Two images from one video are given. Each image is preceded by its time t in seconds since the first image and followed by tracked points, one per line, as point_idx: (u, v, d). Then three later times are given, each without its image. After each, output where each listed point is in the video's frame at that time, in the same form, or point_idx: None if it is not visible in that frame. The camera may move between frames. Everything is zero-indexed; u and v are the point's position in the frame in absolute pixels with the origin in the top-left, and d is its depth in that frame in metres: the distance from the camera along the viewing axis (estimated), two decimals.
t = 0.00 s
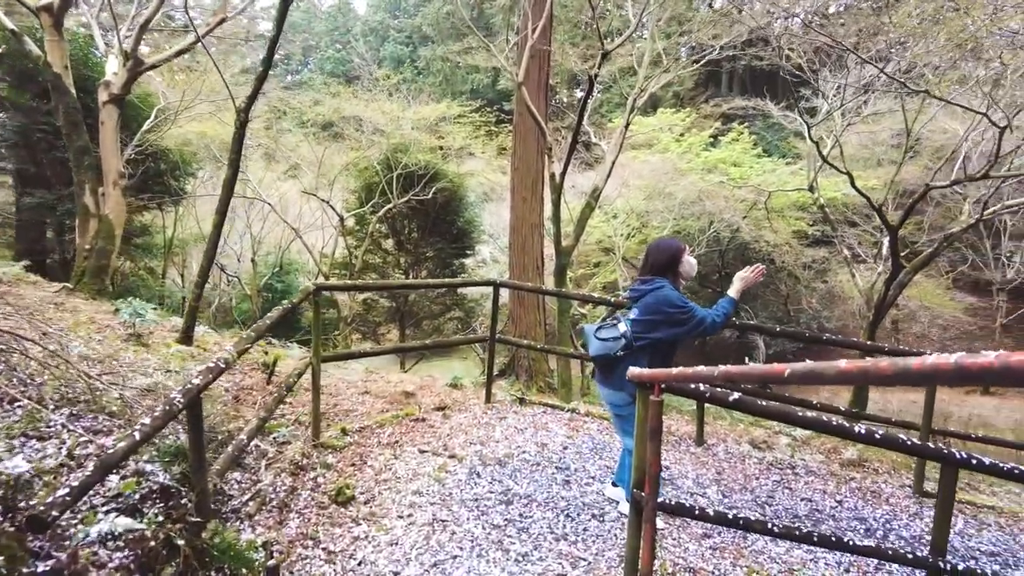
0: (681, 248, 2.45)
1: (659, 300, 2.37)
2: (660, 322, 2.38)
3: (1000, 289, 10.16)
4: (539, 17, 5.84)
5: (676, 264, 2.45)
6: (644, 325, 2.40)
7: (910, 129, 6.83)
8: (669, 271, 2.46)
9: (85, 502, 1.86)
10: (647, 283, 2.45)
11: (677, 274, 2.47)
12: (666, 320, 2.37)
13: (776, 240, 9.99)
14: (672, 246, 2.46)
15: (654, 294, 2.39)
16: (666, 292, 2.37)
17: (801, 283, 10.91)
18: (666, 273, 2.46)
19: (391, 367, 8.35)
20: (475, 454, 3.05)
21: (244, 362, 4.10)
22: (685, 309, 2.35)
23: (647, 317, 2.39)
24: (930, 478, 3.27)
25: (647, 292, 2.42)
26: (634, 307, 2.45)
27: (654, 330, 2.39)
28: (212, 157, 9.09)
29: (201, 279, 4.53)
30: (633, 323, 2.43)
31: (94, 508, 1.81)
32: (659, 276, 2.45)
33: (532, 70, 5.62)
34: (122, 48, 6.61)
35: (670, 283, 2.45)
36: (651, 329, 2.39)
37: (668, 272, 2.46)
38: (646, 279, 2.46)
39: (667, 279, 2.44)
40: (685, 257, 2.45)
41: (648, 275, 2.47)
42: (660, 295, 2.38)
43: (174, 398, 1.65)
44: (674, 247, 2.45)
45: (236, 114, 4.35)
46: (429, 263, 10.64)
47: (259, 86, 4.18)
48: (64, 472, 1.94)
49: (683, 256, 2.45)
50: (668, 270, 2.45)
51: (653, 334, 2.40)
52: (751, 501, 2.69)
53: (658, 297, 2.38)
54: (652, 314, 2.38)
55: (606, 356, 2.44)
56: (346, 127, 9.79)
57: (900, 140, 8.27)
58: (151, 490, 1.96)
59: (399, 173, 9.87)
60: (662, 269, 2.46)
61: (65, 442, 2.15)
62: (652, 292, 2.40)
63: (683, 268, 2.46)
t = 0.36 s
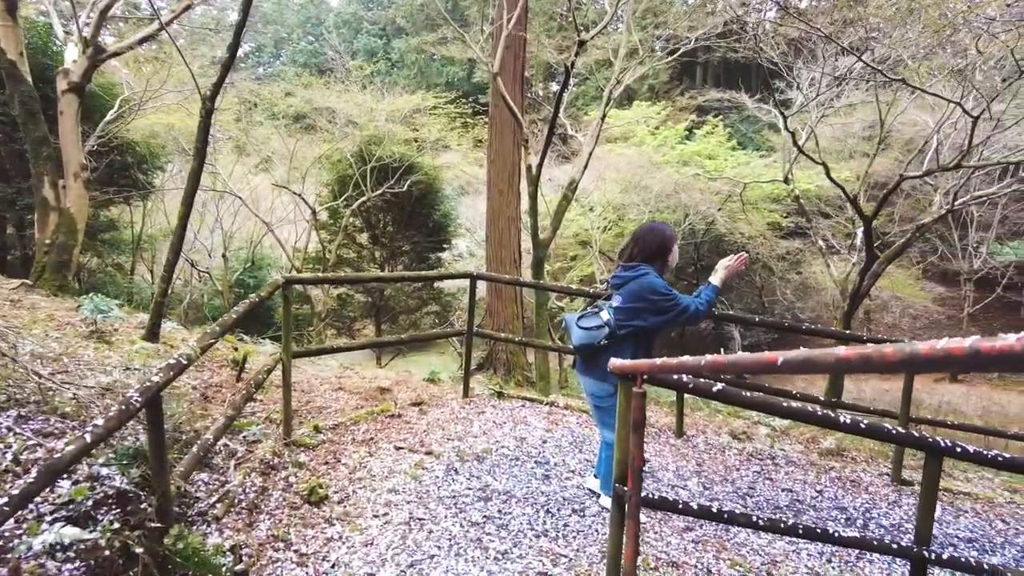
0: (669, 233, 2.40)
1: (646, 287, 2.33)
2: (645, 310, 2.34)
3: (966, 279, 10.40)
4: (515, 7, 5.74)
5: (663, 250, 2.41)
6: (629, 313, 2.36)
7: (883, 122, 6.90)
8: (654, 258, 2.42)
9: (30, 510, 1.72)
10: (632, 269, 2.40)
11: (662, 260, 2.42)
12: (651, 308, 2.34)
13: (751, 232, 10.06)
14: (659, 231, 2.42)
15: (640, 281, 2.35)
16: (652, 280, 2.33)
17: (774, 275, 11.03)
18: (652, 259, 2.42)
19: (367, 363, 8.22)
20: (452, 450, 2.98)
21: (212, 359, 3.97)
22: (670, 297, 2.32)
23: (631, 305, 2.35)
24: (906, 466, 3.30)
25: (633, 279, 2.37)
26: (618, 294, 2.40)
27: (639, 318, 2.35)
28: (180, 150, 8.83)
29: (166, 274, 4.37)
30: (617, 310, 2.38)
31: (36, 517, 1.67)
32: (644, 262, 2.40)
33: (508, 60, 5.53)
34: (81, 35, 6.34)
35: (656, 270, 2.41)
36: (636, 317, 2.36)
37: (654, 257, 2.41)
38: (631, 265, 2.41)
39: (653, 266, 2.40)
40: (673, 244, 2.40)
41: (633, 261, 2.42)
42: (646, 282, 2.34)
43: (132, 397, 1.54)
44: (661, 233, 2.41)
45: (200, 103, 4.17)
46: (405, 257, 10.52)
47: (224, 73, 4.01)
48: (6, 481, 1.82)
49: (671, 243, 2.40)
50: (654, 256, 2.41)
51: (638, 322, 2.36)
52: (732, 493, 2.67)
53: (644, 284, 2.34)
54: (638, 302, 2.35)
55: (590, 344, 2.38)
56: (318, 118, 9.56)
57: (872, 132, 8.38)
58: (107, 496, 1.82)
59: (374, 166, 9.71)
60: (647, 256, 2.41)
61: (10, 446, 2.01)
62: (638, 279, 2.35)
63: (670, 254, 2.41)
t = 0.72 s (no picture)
0: (648, 222, 2.39)
1: (627, 276, 2.30)
2: (626, 300, 2.31)
3: (936, 266, 10.61)
4: None
5: (642, 240, 2.39)
6: (610, 302, 2.32)
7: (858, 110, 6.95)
8: (634, 247, 2.39)
9: None
10: (612, 258, 2.36)
11: (641, 249, 2.39)
12: (631, 297, 2.31)
13: (728, 220, 10.12)
14: (637, 220, 2.40)
15: (621, 270, 2.31)
16: (634, 269, 2.30)
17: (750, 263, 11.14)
18: (631, 248, 2.39)
19: (344, 355, 8.11)
20: (430, 442, 2.93)
21: (181, 353, 3.85)
22: (650, 286, 2.30)
23: (612, 294, 2.31)
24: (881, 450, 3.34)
25: (614, 268, 2.33)
26: (598, 283, 2.36)
27: (619, 308, 2.32)
28: (148, 139, 8.57)
29: (131, 266, 4.22)
30: (597, 300, 2.33)
31: None
32: (624, 251, 2.37)
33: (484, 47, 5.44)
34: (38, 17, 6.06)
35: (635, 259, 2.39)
36: (617, 307, 2.32)
37: (633, 247, 2.39)
38: (611, 253, 2.37)
39: (632, 255, 2.37)
40: (653, 234, 2.39)
41: (613, 250, 2.38)
42: (627, 271, 2.30)
43: (88, 394, 1.45)
44: (639, 222, 2.39)
45: (165, 88, 4.01)
46: (382, 248, 10.44)
47: (189, 57, 3.86)
48: None
49: (651, 233, 2.38)
50: (634, 245, 2.38)
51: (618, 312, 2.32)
52: (712, 481, 2.67)
53: (625, 273, 2.30)
54: (618, 291, 2.31)
55: (572, 335, 2.31)
56: (291, 106, 9.39)
57: (846, 120, 8.47)
58: (61, 499, 1.70)
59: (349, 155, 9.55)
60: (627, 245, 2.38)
61: None
62: (619, 268, 2.32)
63: (649, 244, 2.39)
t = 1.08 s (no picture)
0: (637, 215, 2.30)
1: (615, 274, 2.23)
2: (615, 298, 2.25)
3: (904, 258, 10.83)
4: None
5: (630, 235, 2.31)
6: (598, 302, 2.26)
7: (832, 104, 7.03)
8: (623, 243, 2.31)
9: None
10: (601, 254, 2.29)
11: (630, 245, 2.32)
12: (620, 296, 2.25)
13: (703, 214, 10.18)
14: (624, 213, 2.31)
15: (609, 268, 2.24)
16: (623, 267, 2.23)
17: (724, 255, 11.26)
18: (619, 244, 2.32)
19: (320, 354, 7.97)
20: (416, 445, 2.86)
21: (154, 355, 3.72)
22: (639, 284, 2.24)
23: (601, 293, 2.25)
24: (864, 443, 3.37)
25: (601, 266, 2.26)
26: (586, 282, 2.30)
27: (608, 307, 2.26)
28: (113, 133, 8.29)
29: (99, 266, 4.06)
30: (586, 299, 2.27)
31: None
32: (612, 247, 2.29)
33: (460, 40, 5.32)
34: None
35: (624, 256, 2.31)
36: (606, 306, 2.26)
37: (623, 242, 2.31)
38: (599, 250, 2.29)
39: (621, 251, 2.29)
40: (642, 229, 2.30)
41: (601, 246, 2.30)
42: (615, 270, 2.24)
43: (59, 408, 1.35)
44: (627, 217, 2.31)
45: (132, 80, 3.85)
46: (355, 243, 10.26)
47: (157, 48, 3.71)
48: None
49: (640, 228, 2.30)
50: (622, 241, 2.30)
51: (606, 311, 2.27)
52: (702, 478, 2.66)
53: (613, 271, 2.24)
54: (607, 290, 2.25)
55: (560, 336, 2.26)
56: (263, 100, 9.17)
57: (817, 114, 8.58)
58: (30, 522, 1.61)
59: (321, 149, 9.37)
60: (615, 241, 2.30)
61: None
62: (608, 265, 2.25)
63: (637, 238, 2.31)
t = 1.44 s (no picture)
0: (608, 196, 2.19)
1: (596, 261, 2.17)
2: (599, 284, 2.19)
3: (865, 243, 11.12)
4: None
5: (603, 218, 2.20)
6: (583, 290, 2.21)
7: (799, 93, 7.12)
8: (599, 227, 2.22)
9: None
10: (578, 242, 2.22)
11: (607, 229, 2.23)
12: (604, 281, 2.19)
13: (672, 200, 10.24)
14: (593, 195, 2.19)
15: (589, 254, 2.18)
16: (603, 252, 2.17)
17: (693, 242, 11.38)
18: (594, 226, 2.22)
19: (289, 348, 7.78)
20: (398, 443, 2.79)
21: (119, 354, 3.55)
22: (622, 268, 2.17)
23: (585, 281, 2.19)
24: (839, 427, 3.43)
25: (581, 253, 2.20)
26: (569, 271, 2.25)
27: (594, 294, 2.21)
28: (65, 120, 7.90)
29: (56, 262, 3.85)
30: (570, 288, 2.22)
31: None
32: (589, 233, 2.21)
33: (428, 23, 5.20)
34: None
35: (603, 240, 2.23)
36: (591, 294, 2.21)
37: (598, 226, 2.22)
38: (575, 237, 2.22)
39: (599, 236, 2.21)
40: (615, 210, 2.20)
41: (576, 233, 2.22)
42: (595, 255, 2.18)
43: (24, 423, 1.24)
44: (597, 196, 2.19)
45: (87, 65, 3.63)
46: (320, 233, 9.85)
47: (115, 30, 3.50)
48: None
49: (612, 210, 2.19)
50: (598, 225, 2.20)
51: (592, 299, 2.22)
52: (689, 467, 2.67)
53: (594, 258, 2.18)
54: (589, 277, 2.19)
55: (547, 328, 2.22)
56: (223, 86, 8.89)
57: (782, 103, 8.70)
58: None
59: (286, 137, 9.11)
60: (590, 226, 2.20)
61: None
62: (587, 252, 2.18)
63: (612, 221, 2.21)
